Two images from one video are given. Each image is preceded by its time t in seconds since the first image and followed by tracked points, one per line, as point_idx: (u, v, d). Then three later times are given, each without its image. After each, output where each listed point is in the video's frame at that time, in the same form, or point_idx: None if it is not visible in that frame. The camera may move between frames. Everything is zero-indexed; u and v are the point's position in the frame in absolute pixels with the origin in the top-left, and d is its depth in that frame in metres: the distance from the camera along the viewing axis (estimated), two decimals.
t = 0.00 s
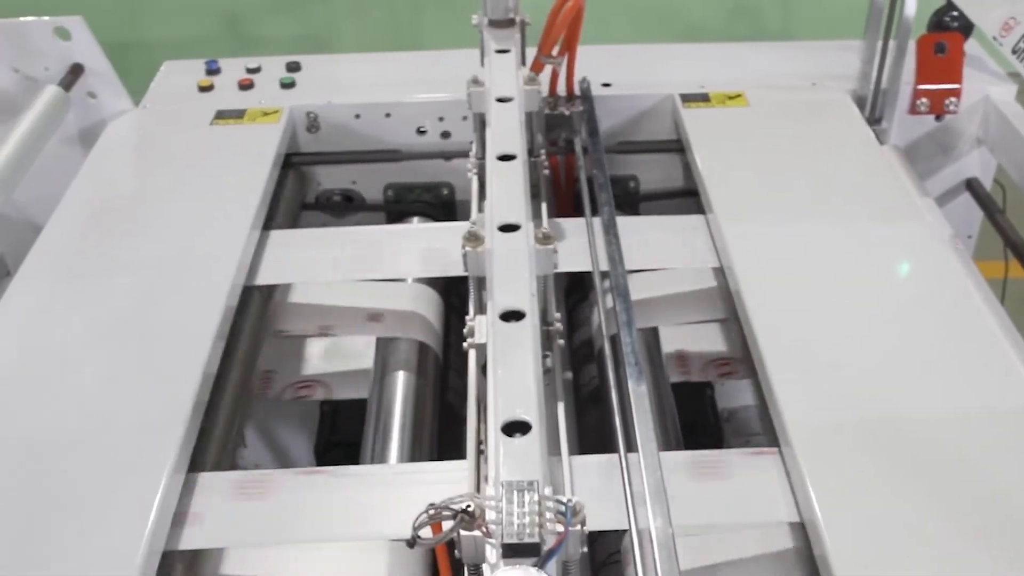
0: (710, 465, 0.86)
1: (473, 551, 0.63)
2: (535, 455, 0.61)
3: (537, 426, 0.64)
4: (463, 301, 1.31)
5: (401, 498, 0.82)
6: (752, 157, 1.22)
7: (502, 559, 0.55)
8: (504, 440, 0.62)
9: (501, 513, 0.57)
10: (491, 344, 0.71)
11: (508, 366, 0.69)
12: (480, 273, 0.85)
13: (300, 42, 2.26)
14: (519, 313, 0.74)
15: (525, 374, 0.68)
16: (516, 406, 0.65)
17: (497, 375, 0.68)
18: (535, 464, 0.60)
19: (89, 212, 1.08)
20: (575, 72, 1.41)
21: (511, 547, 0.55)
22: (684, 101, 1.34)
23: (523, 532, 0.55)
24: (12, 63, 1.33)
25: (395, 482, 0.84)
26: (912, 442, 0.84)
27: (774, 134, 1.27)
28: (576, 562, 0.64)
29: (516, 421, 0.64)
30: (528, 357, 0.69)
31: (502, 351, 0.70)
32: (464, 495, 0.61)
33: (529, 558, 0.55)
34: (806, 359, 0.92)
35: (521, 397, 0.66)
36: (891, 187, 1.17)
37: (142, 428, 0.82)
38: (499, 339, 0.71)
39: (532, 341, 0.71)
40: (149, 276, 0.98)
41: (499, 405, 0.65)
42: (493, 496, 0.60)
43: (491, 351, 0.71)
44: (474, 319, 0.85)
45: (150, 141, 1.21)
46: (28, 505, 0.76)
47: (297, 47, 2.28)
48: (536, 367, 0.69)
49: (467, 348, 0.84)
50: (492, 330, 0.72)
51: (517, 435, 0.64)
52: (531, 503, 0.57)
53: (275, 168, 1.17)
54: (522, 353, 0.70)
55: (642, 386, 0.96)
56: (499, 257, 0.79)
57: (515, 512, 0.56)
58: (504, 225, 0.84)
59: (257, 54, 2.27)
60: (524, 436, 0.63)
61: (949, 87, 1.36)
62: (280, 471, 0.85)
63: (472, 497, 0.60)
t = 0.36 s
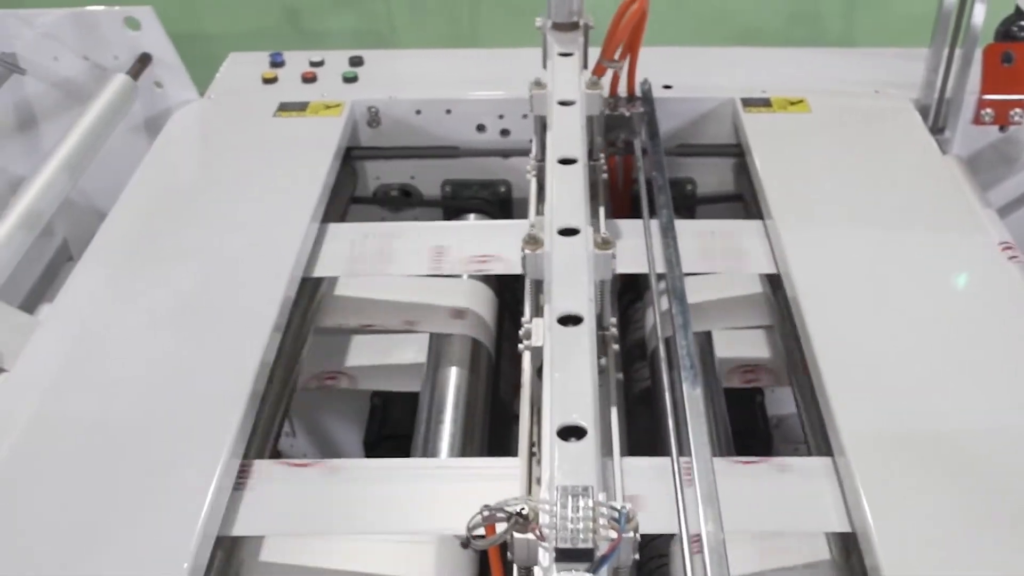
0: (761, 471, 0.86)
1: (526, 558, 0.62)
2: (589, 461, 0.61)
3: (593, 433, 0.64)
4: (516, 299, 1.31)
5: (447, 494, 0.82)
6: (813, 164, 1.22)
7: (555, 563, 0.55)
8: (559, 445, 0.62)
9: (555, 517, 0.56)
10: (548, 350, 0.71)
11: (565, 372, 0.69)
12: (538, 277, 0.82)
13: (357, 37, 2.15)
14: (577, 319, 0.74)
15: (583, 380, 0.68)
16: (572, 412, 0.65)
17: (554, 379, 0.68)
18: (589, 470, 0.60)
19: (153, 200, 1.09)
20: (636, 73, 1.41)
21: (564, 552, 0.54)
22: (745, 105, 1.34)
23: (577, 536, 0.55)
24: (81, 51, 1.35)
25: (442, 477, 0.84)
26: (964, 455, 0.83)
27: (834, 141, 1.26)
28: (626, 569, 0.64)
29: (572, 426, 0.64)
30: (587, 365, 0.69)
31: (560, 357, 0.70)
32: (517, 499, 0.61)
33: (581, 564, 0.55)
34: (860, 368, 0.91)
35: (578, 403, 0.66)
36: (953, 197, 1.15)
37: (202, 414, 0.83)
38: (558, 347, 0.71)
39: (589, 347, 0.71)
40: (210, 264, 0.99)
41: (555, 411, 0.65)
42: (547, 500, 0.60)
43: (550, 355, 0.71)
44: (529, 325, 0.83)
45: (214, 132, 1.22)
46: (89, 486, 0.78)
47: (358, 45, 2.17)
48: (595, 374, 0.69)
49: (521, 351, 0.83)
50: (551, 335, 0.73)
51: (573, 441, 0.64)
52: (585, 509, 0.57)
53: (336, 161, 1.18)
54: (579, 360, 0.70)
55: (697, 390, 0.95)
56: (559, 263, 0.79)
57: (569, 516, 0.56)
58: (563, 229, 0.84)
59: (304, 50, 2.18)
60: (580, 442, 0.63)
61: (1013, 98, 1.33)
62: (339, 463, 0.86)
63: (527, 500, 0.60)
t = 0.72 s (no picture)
0: (813, 481, 0.86)
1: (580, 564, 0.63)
2: (647, 468, 0.61)
3: (651, 442, 0.64)
4: (573, 300, 1.31)
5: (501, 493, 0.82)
6: (878, 172, 1.20)
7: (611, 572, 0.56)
8: (617, 452, 0.63)
9: (612, 525, 0.57)
10: (608, 358, 0.71)
11: (625, 378, 0.69)
12: (599, 282, 0.84)
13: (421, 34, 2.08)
14: (637, 327, 0.74)
15: (642, 388, 0.68)
16: (631, 420, 0.65)
17: (614, 387, 0.68)
18: (646, 475, 0.60)
19: (220, 190, 1.11)
20: (702, 76, 1.41)
21: (621, 561, 0.55)
22: (811, 111, 1.33)
23: (633, 545, 0.55)
24: (153, 40, 1.36)
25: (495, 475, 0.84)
26: None
27: (900, 150, 1.25)
28: None
29: (629, 435, 0.64)
30: (647, 372, 0.69)
31: (620, 365, 0.70)
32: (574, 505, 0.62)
33: (637, 573, 0.56)
34: (922, 379, 0.90)
35: (637, 411, 0.66)
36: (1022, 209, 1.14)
37: (262, 404, 0.84)
38: (619, 354, 0.71)
39: (649, 354, 0.71)
40: (273, 255, 1.00)
41: (613, 418, 0.66)
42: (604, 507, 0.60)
43: (610, 362, 0.71)
44: (589, 329, 0.84)
45: (281, 123, 1.23)
46: (150, 471, 0.79)
47: (418, 41, 2.10)
48: (654, 383, 0.69)
49: (580, 357, 0.84)
50: (611, 342, 0.73)
51: (631, 448, 0.64)
52: (642, 518, 0.57)
53: (400, 156, 1.19)
54: (639, 366, 0.70)
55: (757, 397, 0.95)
56: (621, 266, 0.80)
57: (626, 525, 0.57)
58: (625, 236, 0.84)
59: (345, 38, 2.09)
60: (638, 449, 0.63)
61: None
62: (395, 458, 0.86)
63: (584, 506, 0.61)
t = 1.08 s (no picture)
0: (867, 492, 0.85)
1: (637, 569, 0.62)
2: (703, 481, 0.61)
3: (710, 454, 0.63)
4: (631, 300, 1.31)
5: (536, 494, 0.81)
6: (944, 182, 1.19)
7: None
8: (676, 463, 0.62)
9: (668, 534, 0.56)
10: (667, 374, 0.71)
11: (684, 389, 0.69)
12: (662, 289, 0.83)
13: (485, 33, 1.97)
14: (698, 336, 0.73)
15: (701, 401, 0.67)
16: (690, 432, 0.65)
17: (674, 399, 0.68)
18: (701, 489, 0.60)
19: (285, 181, 1.12)
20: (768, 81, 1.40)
21: (677, 570, 0.54)
22: (877, 119, 1.32)
23: (690, 556, 0.54)
24: (224, 32, 1.38)
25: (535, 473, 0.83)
26: None
27: (967, 160, 1.24)
28: None
29: (689, 446, 0.64)
30: (707, 383, 0.69)
31: (680, 376, 0.69)
32: (631, 512, 0.61)
33: None
34: (985, 394, 0.89)
35: (695, 423, 0.65)
36: None
37: (322, 394, 0.85)
38: (678, 366, 0.70)
39: (709, 364, 0.70)
40: (337, 246, 1.01)
41: (672, 430, 0.65)
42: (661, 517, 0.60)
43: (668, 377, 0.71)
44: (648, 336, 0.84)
45: (346, 117, 1.24)
46: (211, 456, 0.80)
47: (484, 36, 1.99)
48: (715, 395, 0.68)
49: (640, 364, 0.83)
50: (672, 355, 0.72)
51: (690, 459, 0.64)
52: (699, 528, 0.56)
53: (463, 152, 1.19)
54: (700, 376, 0.69)
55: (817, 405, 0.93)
56: (681, 279, 0.79)
57: (683, 534, 0.56)
58: (688, 246, 0.83)
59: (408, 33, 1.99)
60: (697, 460, 0.63)
61: None
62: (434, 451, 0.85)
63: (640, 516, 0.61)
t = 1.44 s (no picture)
0: (918, 504, 0.84)
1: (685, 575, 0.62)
2: (757, 484, 0.61)
3: (765, 461, 0.63)
4: (685, 303, 1.30)
5: (517, 491, 0.81)
6: (1008, 194, 1.18)
7: None
8: (730, 469, 0.62)
9: (720, 542, 0.57)
10: (723, 381, 0.71)
11: (741, 395, 0.68)
12: (719, 297, 0.82)
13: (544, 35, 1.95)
14: (755, 345, 0.73)
15: (757, 407, 0.67)
16: (745, 438, 0.65)
17: (729, 405, 0.68)
18: (756, 492, 0.60)
19: (346, 175, 1.13)
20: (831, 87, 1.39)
21: None
22: (940, 128, 1.31)
23: (742, 564, 0.55)
24: (290, 25, 1.39)
25: (546, 475, 0.82)
26: None
27: None
28: None
29: (742, 453, 0.64)
30: (765, 391, 0.69)
31: (738, 383, 0.69)
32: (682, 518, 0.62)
33: None
34: None
35: (751, 430, 0.65)
36: None
37: (377, 387, 0.85)
38: (736, 373, 0.70)
39: (766, 372, 0.70)
40: (396, 241, 1.02)
41: (727, 435, 0.65)
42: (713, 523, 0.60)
43: (724, 384, 0.71)
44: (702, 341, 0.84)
45: (408, 113, 1.25)
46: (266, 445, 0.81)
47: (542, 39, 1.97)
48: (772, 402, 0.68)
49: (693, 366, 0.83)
50: (729, 363, 0.72)
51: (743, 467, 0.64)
52: (751, 538, 0.57)
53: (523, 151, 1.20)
54: (758, 384, 0.69)
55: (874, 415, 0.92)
56: (741, 287, 0.78)
57: (735, 544, 0.57)
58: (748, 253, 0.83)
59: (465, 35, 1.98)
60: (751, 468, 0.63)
61: None
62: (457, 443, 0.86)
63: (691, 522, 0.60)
